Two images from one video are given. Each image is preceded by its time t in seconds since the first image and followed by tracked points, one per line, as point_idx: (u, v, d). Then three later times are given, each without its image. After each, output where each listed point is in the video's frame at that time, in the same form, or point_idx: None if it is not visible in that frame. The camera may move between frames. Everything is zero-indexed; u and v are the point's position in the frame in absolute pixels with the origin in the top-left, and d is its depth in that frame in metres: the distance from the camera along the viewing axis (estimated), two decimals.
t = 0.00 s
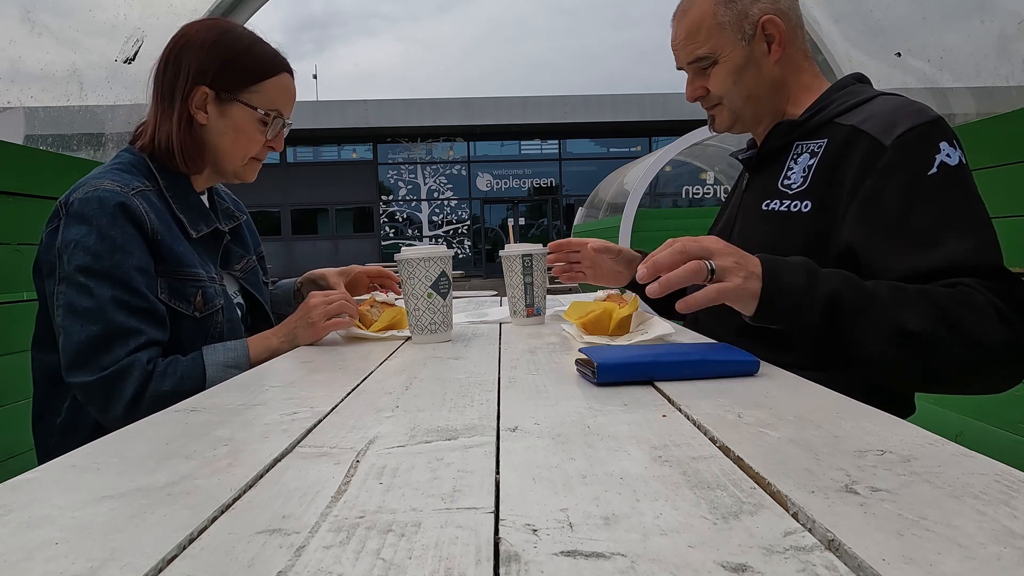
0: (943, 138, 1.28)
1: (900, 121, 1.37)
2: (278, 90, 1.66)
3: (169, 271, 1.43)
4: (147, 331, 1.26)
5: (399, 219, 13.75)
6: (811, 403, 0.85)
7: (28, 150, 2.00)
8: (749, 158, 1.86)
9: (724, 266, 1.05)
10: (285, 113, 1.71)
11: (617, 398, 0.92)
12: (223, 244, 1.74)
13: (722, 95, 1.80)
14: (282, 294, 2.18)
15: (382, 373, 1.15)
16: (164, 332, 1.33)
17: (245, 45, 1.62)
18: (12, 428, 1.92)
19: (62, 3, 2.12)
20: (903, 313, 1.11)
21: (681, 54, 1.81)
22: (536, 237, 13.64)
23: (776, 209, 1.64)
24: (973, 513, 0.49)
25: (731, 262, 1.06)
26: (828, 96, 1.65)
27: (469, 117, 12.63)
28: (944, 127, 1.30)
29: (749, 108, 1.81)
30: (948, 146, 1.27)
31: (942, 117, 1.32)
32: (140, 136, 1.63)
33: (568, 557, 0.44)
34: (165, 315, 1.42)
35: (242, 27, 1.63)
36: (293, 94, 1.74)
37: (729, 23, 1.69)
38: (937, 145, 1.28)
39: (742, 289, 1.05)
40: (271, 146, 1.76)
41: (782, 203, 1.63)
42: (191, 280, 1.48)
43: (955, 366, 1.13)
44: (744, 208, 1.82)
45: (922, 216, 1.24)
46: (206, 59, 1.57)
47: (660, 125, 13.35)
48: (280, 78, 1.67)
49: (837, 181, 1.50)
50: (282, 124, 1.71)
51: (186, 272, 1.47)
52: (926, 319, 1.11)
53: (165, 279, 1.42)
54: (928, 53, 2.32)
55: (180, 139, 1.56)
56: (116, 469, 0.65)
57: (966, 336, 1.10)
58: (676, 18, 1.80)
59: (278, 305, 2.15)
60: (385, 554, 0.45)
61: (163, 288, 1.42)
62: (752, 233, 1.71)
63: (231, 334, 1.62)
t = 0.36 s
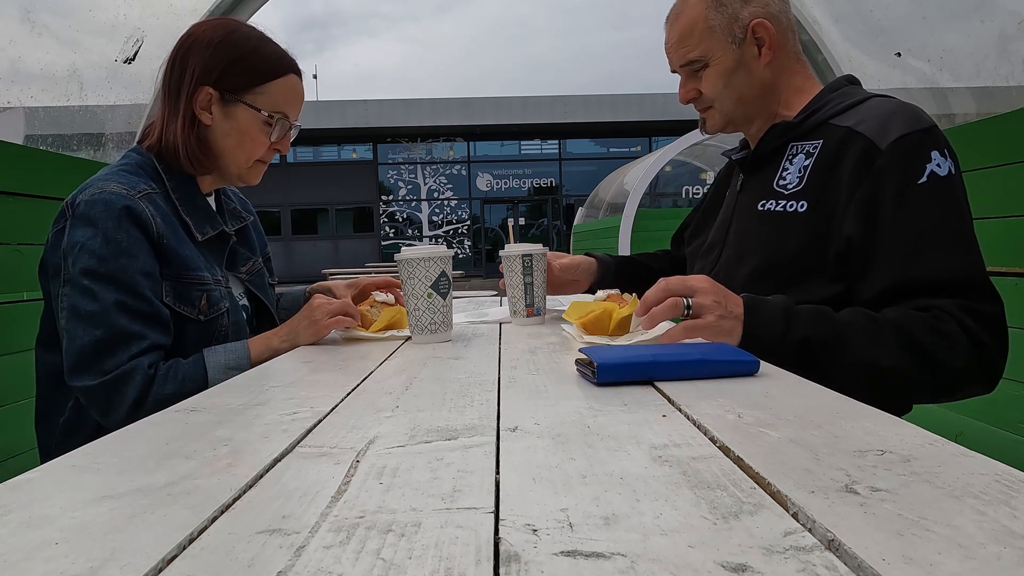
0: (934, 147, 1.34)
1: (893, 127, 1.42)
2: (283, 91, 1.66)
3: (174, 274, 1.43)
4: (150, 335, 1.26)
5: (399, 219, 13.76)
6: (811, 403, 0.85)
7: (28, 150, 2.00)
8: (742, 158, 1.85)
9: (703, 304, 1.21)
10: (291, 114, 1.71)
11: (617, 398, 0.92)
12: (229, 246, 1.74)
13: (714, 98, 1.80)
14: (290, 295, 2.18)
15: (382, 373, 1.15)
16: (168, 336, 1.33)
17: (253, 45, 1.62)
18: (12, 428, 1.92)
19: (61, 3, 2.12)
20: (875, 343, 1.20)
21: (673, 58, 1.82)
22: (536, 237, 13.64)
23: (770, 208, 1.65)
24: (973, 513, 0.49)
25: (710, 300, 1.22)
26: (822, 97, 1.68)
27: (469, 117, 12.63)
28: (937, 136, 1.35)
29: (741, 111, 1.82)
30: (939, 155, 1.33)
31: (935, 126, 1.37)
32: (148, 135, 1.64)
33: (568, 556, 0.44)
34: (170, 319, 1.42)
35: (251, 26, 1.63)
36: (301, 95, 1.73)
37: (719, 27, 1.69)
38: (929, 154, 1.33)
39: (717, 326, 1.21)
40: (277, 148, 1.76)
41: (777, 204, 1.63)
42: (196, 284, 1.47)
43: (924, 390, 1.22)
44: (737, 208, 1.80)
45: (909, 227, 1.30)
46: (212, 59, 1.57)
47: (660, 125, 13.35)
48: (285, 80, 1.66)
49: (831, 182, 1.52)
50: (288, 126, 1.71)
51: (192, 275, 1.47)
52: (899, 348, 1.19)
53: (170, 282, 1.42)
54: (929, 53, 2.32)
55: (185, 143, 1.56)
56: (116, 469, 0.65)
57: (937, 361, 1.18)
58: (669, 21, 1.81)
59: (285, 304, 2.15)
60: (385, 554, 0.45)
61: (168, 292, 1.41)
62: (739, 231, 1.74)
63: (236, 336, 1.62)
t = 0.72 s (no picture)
0: (929, 142, 1.35)
1: (889, 123, 1.43)
2: (283, 91, 1.66)
3: (173, 276, 1.43)
4: (149, 337, 1.26)
5: (399, 219, 13.77)
6: (811, 403, 0.85)
7: (28, 150, 2.00)
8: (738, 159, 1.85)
9: (700, 309, 1.21)
10: (291, 114, 1.71)
11: (617, 399, 0.92)
12: (230, 246, 1.74)
13: (710, 101, 1.79)
14: (289, 297, 2.18)
15: (382, 373, 1.16)
16: (167, 338, 1.33)
17: (253, 45, 1.62)
18: (12, 428, 1.92)
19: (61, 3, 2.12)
20: (875, 341, 1.20)
21: (665, 65, 1.80)
22: (536, 237, 13.64)
23: (767, 208, 1.65)
24: (973, 513, 0.49)
25: (707, 305, 1.22)
26: (815, 97, 1.70)
27: (469, 117, 12.62)
28: (932, 131, 1.36)
29: (738, 114, 1.81)
30: (935, 150, 1.33)
31: (930, 121, 1.38)
32: (147, 137, 1.63)
33: (568, 557, 0.44)
34: (169, 321, 1.42)
35: (249, 26, 1.63)
36: (300, 95, 1.73)
37: (711, 32, 1.69)
38: (925, 150, 1.34)
39: (713, 330, 1.21)
40: (277, 148, 1.76)
41: (775, 203, 1.63)
42: (195, 285, 1.47)
43: (926, 386, 1.22)
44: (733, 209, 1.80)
45: (906, 223, 1.31)
46: (211, 60, 1.56)
47: (660, 125, 13.35)
48: (285, 79, 1.67)
49: (829, 179, 1.53)
50: (288, 126, 1.71)
51: (191, 277, 1.47)
52: (899, 345, 1.19)
53: (169, 284, 1.42)
54: (928, 53, 2.33)
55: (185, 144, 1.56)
56: (117, 469, 0.65)
57: (938, 355, 1.18)
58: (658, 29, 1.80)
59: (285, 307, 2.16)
60: (385, 554, 0.45)
61: (167, 294, 1.41)
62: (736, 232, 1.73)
63: (235, 337, 1.63)
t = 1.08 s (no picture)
0: (931, 143, 1.35)
1: (890, 123, 1.43)
2: (277, 87, 1.65)
3: (170, 276, 1.43)
4: (147, 338, 1.27)
5: (399, 219, 13.77)
6: (811, 403, 0.85)
7: (28, 150, 2.00)
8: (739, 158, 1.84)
9: (701, 310, 1.21)
10: (285, 111, 1.70)
11: (617, 399, 0.92)
12: (227, 246, 1.74)
13: (723, 95, 1.77)
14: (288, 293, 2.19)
15: (382, 373, 1.15)
16: (165, 339, 1.33)
17: (245, 41, 1.61)
18: (12, 428, 1.92)
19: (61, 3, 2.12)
20: (874, 341, 1.20)
21: (676, 58, 1.78)
22: (536, 237, 13.63)
23: (768, 208, 1.65)
24: (973, 513, 0.49)
25: (708, 305, 1.22)
26: (817, 97, 1.70)
27: (469, 117, 12.61)
28: (934, 131, 1.36)
29: (749, 110, 1.80)
30: (937, 151, 1.33)
31: (932, 121, 1.38)
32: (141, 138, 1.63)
33: (568, 556, 0.44)
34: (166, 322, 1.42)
35: (241, 22, 1.61)
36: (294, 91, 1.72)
37: (726, 23, 1.69)
38: (927, 151, 1.34)
39: (714, 330, 1.21)
40: (271, 146, 1.75)
41: (776, 203, 1.63)
42: (192, 286, 1.47)
43: (925, 387, 1.22)
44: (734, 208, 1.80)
45: (907, 224, 1.31)
46: (203, 58, 1.56)
47: (660, 125, 13.34)
48: (278, 76, 1.65)
49: (831, 180, 1.53)
50: (282, 123, 1.70)
51: (188, 277, 1.47)
52: (899, 346, 1.19)
53: (166, 285, 1.42)
54: (928, 53, 2.33)
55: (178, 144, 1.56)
56: (117, 468, 0.65)
57: (937, 356, 1.18)
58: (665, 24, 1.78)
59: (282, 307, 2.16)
60: (385, 554, 0.45)
61: (164, 294, 1.41)
62: (737, 232, 1.73)
63: (233, 337, 1.62)
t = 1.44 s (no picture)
0: (938, 144, 1.35)
1: (898, 124, 1.43)
2: (258, 79, 1.62)
3: (163, 277, 1.43)
4: (142, 339, 1.27)
5: (399, 219, 13.77)
6: (811, 403, 0.85)
7: (29, 150, 2.01)
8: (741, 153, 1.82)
9: (697, 309, 1.21)
10: (269, 103, 1.67)
11: (617, 399, 0.92)
12: (221, 243, 1.74)
13: (755, 79, 1.70)
14: (305, 272, 2.23)
15: (381, 373, 1.15)
16: (161, 339, 1.34)
17: (219, 35, 1.57)
18: (11, 428, 1.92)
19: (61, 3, 2.12)
20: (874, 344, 1.20)
21: (707, 39, 1.68)
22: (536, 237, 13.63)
23: (773, 209, 1.65)
24: (973, 513, 0.49)
25: (704, 304, 1.22)
26: (823, 96, 1.70)
27: (469, 117, 12.60)
28: (941, 132, 1.36)
29: (776, 98, 1.75)
30: (943, 153, 1.33)
31: (939, 123, 1.38)
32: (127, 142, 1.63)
33: (568, 556, 0.44)
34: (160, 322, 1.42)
35: (215, 15, 1.58)
36: (277, 83, 1.69)
37: (761, 6, 1.66)
38: (932, 152, 1.34)
39: (712, 328, 1.21)
40: (260, 139, 1.71)
41: (781, 203, 1.63)
42: (186, 287, 1.47)
43: (924, 389, 1.22)
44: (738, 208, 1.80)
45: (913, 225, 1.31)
46: (180, 55, 1.53)
47: (660, 125, 13.34)
48: (257, 67, 1.63)
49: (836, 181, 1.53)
50: (267, 114, 1.67)
51: (181, 277, 1.46)
52: (899, 348, 1.19)
53: (159, 285, 1.42)
54: (928, 53, 2.33)
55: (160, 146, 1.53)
56: (116, 468, 0.65)
57: (937, 360, 1.18)
58: (687, 8, 1.70)
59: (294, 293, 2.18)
60: (385, 554, 0.45)
61: (158, 295, 1.41)
62: (740, 232, 1.73)
63: (229, 336, 1.62)
